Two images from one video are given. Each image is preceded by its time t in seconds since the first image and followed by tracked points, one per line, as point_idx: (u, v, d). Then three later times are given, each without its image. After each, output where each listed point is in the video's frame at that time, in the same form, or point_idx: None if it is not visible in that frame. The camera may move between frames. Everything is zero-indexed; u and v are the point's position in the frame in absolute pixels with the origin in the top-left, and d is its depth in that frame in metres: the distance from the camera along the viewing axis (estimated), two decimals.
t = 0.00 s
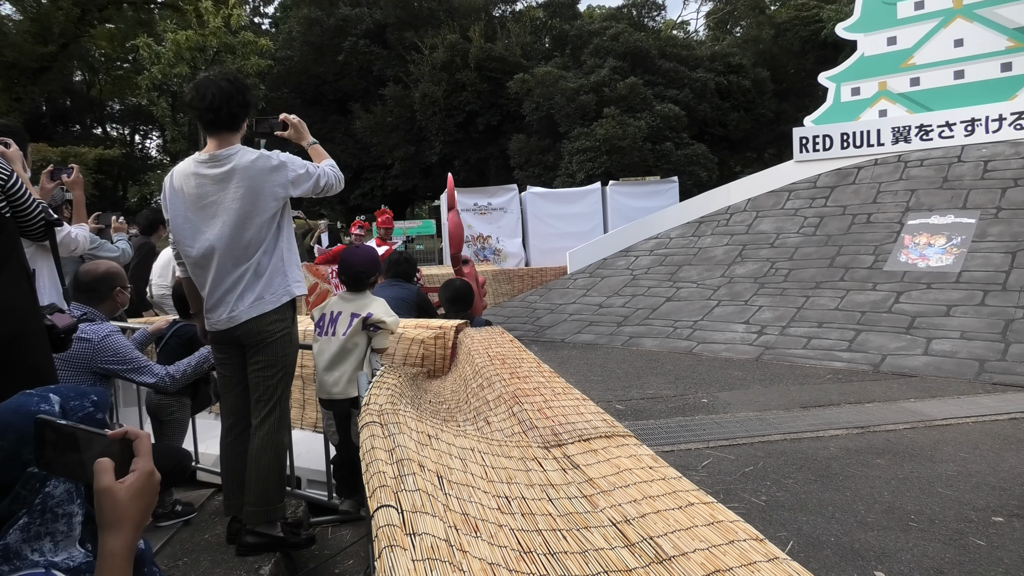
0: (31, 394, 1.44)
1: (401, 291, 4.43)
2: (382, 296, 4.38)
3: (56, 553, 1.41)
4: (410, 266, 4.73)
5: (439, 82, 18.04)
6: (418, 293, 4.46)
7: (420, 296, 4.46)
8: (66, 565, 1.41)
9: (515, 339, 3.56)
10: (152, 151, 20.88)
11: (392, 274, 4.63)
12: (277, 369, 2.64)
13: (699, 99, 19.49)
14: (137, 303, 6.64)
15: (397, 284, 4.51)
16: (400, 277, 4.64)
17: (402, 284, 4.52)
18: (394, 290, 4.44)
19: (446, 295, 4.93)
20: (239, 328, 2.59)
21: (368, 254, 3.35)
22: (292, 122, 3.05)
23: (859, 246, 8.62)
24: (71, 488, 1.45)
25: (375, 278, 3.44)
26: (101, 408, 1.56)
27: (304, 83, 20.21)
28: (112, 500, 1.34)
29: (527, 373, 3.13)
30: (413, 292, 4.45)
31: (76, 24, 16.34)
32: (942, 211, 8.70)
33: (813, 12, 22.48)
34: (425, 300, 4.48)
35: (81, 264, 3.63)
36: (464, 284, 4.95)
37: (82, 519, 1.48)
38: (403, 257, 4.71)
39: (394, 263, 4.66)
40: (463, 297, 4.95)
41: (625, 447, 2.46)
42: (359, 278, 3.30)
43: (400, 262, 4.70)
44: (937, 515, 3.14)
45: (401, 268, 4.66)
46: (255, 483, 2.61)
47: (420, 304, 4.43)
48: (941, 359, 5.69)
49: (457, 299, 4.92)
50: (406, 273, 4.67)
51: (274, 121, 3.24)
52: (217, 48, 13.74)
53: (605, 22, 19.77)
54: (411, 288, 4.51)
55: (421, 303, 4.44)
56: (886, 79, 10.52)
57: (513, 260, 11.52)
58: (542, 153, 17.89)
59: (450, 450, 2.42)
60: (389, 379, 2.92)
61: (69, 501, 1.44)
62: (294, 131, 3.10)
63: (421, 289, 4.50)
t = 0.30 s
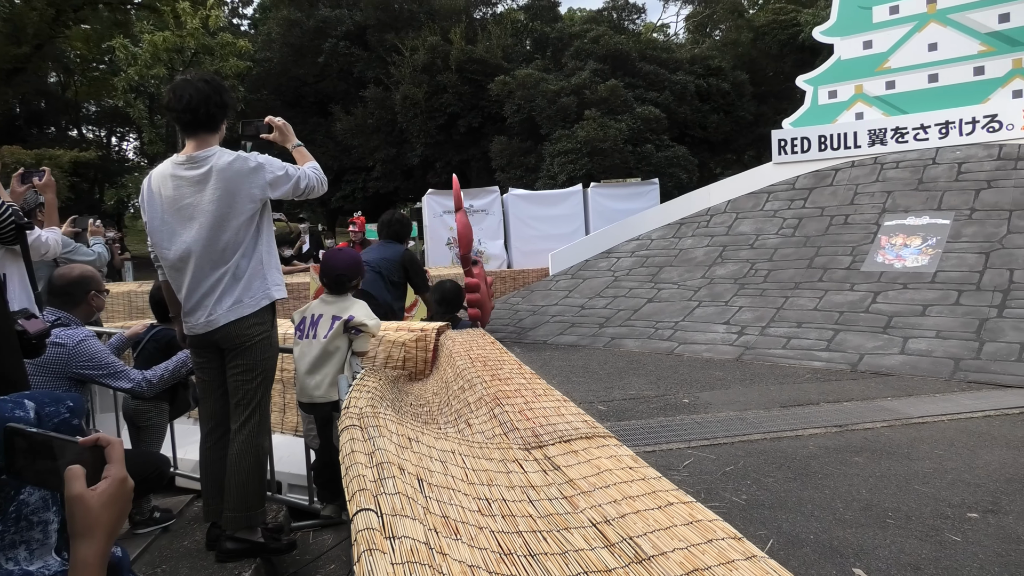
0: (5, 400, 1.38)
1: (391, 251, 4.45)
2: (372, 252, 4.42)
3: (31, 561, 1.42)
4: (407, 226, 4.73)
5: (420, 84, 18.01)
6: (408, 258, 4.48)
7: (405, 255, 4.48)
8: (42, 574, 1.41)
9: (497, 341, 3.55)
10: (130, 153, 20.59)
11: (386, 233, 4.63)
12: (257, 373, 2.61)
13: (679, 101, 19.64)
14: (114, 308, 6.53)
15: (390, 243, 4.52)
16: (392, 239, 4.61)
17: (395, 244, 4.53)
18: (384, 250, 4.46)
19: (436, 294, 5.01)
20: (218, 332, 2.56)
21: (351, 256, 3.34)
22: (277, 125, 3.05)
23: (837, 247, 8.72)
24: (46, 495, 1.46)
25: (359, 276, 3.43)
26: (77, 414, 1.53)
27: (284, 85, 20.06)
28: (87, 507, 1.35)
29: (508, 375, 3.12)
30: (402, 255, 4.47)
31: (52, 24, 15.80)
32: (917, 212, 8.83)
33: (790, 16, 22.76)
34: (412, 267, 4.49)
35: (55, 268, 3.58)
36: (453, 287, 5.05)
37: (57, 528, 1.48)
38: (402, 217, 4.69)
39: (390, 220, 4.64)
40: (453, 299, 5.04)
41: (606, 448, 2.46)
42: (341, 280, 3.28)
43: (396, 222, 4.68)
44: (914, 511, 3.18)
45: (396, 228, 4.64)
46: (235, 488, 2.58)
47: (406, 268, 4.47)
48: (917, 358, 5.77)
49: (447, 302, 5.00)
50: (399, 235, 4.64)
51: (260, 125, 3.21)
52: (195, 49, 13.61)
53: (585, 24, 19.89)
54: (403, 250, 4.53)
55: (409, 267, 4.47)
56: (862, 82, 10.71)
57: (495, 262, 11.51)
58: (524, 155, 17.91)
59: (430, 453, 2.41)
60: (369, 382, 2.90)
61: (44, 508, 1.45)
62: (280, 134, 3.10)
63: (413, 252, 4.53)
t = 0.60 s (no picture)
0: None
1: (369, 220, 4.43)
2: (351, 220, 4.45)
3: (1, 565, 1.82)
4: (389, 187, 4.59)
5: (397, 84, 17.95)
6: (386, 228, 4.43)
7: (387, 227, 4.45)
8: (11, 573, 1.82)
9: (473, 342, 3.55)
10: (101, 154, 20.21)
11: (366, 196, 4.49)
12: (229, 377, 2.58)
13: (655, 103, 19.81)
14: (85, 312, 6.42)
15: (370, 210, 4.48)
16: (372, 205, 4.50)
17: (376, 211, 4.49)
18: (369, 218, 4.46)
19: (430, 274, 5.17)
20: (189, 336, 2.52)
21: (324, 257, 3.32)
22: (256, 126, 2.99)
23: (810, 246, 8.84)
24: (10, 508, 1.86)
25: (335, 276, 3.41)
26: (37, 426, 1.98)
27: (259, 85, 19.93)
28: (54, 509, 1.77)
29: (485, 376, 3.12)
30: (379, 224, 4.43)
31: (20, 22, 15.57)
32: (888, 212, 8.99)
33: (764, 19, 23.04)
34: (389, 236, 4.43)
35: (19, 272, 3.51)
36: (447, 266, 5.22)
37: (17, 536, 1.89)
38: (382, 177, 4.54)
39: (371, 181, 4.49)
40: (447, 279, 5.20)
41: (582, 447, 2.47)
42: (317, 283, 3.24)
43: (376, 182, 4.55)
44: (885, 505, 3.23)
45: (376, 190, 4.50)
46: (208, 494, 2.54)
47: (384, 238, 4.42)
48: (888, 355, 5.86)
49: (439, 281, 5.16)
50: (381, 197, 4.51)
51: (239, 125, 3.22)
52: (167, 49, 13.49)
53: (562, 26, 19.97)
54: (383, 217, 4.49)
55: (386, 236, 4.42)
56: (834, 84, 10.91)
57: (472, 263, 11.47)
58: (501, 156, 17.92)
59: (406, 455, 2.40)
60: (344, 385, 2.88)
61: (7, 518, 1.85)
62: (258, 134, 3.02)
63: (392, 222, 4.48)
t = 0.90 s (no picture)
0: None
1: (338, 214, 4.40)
2: (319, 216, 4.40)
3: None
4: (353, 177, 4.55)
5: (367, 84, 17.82)
6: (358, 219, 4.44)
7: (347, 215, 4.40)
8: None
9: (446, 342, 3.53)
10: (63, 155, 19.68)
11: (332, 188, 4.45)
12: (197, 381, 2.53)
13: (625, 103, 19.99)
14: (47, 318, 6.25)
15: (338, 204, 4.47)
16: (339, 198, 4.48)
17: (345, 204, 4.47)
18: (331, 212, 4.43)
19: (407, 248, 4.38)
20: (154, 341, 2.47)
21: (296, 259, 3.29)
22: (226, 125, 2.93)
23: (779, 244, 8.98)
24: None
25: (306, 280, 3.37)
26: None
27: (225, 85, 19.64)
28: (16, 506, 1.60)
29: (458, 376, 3.11)
30: (350, 216, 4.41)
31: None
32: (853, 210, 9.17)
33: (731, 20, 23.37)
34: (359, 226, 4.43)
35: None
36: (430, 239, 4.40)
37: None
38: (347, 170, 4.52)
39: (335, 173, 4.46)
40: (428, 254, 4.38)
41: (555, 446, 2.46)
42: (287, 285, 3.19)
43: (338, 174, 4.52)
44: (852, 498, 3.29)
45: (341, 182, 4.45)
46: (177, 500, 2.50)
47: (354, 229, 4.41)
48: (854, 350, 5.98)
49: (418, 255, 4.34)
50: (343, 188, 4.48)
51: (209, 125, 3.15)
52: (131, 47, 13.26)
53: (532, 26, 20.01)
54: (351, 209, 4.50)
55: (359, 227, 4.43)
56: (799, 85, 11.05)
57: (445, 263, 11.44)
58: (473, 156, 17.90)
59: (378, 457, 2.38)
60: (316, 388, 2.85)
61: None
62: (228, 133, 2.96)
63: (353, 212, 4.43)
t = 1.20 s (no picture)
0: None
1: (329, 223, 4.44)
2: (308, 226, 4.46)
3: None
4: (343, 185, 4.50)
5: (344, 87, 17.75)
6: (347, 226, 4.46)
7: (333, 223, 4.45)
8: None
9: (426, 346, 3.52)
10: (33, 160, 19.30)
11: (322, 195, 4.44)
12: (170, 389, 2.49)
13: (603, 105, 20.11)
14: (18, 326, 6.13)
15: (328, 212, 4.50)
16: (330, 206, 4.50)
17: (337, 212, 4.50)
18: (317, 220, 4.48)
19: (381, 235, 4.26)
20: (124, 349, 2.42)
21: (268, 259, 3.24)
22: (205, 126, 2.93)
23: (755, 244, 9.08)
24: None
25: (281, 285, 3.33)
26: None
27: (200, 88, 19.45)
28: None
29: (438, 380, 3.09)
30: (341, 225, 4.45)
31: None
32: (827, 210, 9.31)
33: (707, 23, 23.61)
34: (353, 237, 4.49)
35: None
36: (405, 224, 4.20)
37: None
38: (337, 175, 4.49)
39: (324, 180, 4.43)
40: (406, 238, 4.21)
41: (535, 448, 2.46)
42: (260, 288, 3.15)
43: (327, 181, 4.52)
44: (830, 494, 3.34)
45: (331, 189, 4.44)
46: (152, 509, 2.46)
47: (347, 240, 4.48)
48: (831, 348, 6.06)
49: (393, 241, 4.17)
50: (335, 195, 4.45)
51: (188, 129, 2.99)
52: (102, 50, 13.06)
53: (509, 28, 20.02)
54: (344, 217, 4.53)
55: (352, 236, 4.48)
56: (773, 86, 11.18)
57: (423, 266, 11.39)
58: (451, 159, 17.90)
59: (358, 462, 2.37)
60: (293, 393, 2.82)
61: None
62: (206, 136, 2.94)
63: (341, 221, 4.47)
